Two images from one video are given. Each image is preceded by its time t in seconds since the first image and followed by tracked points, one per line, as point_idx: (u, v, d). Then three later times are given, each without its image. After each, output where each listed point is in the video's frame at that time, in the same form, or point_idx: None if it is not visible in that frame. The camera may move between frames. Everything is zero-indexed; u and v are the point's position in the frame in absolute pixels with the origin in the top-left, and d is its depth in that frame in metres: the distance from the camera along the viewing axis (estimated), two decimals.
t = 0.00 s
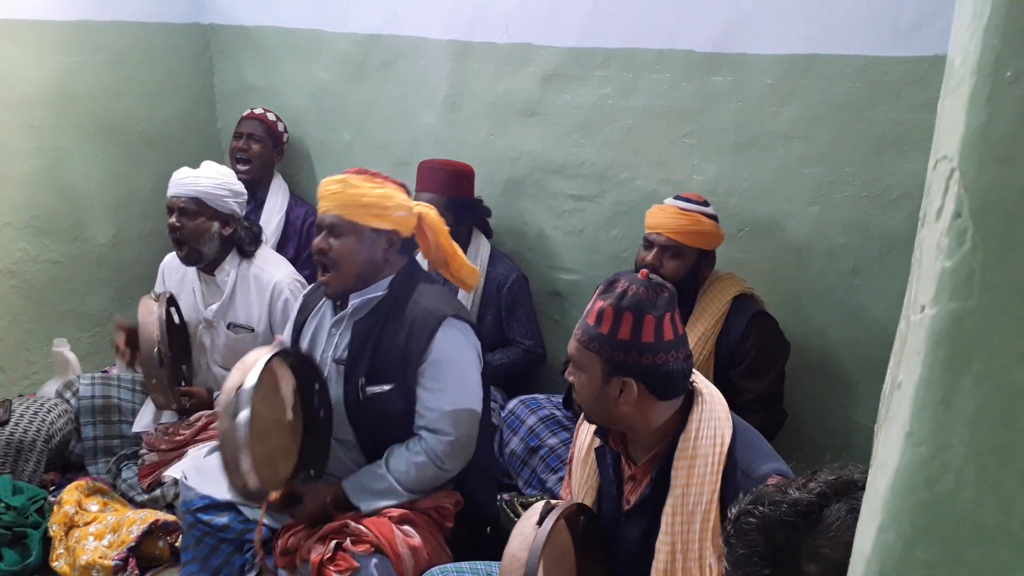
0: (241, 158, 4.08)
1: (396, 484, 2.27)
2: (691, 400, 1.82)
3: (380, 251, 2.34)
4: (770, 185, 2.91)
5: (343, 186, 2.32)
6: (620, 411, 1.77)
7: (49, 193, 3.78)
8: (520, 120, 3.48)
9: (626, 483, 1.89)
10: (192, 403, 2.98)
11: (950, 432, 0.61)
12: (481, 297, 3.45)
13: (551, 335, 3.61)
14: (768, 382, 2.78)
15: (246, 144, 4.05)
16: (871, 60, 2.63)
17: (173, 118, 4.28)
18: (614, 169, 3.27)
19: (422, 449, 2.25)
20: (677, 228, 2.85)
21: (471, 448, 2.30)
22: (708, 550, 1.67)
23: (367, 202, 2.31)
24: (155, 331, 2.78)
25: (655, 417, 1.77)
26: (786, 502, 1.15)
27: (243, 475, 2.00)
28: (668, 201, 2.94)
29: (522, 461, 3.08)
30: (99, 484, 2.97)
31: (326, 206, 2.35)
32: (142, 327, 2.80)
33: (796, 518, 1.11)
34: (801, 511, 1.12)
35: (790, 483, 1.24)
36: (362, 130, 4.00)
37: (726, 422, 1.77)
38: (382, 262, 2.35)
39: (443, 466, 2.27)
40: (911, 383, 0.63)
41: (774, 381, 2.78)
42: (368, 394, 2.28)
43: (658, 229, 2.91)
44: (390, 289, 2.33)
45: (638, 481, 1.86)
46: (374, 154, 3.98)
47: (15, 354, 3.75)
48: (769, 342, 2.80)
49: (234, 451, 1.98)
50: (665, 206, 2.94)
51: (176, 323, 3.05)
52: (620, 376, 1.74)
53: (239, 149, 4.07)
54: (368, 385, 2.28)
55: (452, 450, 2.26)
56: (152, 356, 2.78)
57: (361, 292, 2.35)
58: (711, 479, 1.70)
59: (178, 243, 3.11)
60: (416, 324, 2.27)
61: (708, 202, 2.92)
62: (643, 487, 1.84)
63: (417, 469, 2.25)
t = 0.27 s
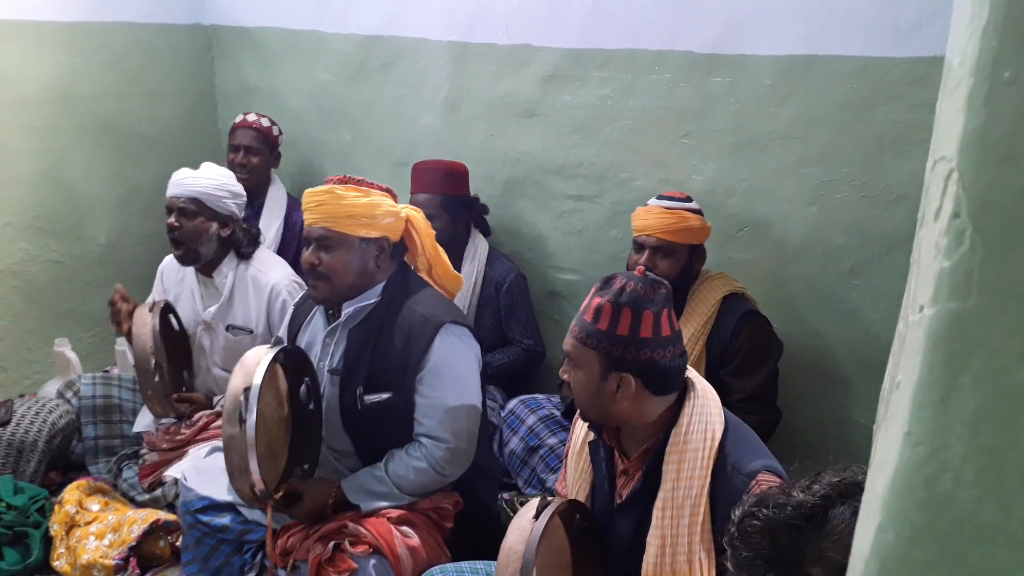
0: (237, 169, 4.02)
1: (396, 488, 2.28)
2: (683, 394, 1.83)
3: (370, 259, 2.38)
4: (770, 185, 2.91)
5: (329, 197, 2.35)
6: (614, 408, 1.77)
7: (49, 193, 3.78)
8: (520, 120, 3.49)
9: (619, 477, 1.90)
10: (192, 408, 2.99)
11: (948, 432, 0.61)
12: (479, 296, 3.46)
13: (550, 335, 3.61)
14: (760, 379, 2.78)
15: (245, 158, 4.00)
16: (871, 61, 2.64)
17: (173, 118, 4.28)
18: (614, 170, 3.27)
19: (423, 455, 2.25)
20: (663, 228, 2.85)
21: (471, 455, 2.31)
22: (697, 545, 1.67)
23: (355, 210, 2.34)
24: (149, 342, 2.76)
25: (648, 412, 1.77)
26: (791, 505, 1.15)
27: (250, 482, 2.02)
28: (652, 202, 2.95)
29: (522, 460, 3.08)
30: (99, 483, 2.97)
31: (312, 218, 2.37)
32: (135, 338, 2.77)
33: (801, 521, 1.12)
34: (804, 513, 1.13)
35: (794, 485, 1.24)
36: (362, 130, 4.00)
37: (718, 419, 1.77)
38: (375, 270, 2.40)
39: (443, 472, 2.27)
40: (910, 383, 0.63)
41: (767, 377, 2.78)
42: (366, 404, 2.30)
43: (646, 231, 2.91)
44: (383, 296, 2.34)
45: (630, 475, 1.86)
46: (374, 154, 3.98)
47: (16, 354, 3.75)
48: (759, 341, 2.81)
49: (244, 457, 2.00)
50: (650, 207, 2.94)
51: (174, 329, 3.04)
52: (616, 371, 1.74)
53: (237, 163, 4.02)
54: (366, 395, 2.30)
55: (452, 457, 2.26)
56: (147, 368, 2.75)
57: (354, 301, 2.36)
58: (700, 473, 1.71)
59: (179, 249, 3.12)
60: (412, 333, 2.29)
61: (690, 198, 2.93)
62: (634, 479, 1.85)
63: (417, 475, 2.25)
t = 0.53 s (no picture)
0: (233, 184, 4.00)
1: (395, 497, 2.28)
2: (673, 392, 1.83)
3: (359, 268, 2.37)
4: (771, 185, 2.91)
5: (315, 209, 2.34)
6: (617, 411, 1.77)
7: (49, 193, 3.78)
8: (520, 120, 3.48)
9: (614, 479, 1.89)
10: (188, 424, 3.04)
11: (949, 432, 0.61)
12: (479, 296, 3.45)
13: (550, 335, 3.61)
14: (750, 376, 2.77)
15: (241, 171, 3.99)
16: (871, 60, 2.63)
17: (173, 118, 4.28)
18: (614, 169, 3.27)
19: (423, 464, 2.25)
20: (643, 228, 2.87)
21: (470, 462, 2.32)
22: (692, 543, 1.67)
23: (342, 221, 2.33)
24: (138, 361, 2.86)
25: (643, 405, 1.77)
26: (792, 509, 1.15)
27: (248, 491, 2.06)
28: (629, 204, 2.97)
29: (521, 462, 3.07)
30: (98, 483, 2.97)
31: (298, 232, 2.36)
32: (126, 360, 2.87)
33: (803, 526, 1.11)
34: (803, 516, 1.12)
35: (796, 487, 1.24)
36: (361, 130, 4.00)
37: (709, 416, 1.77)
38: (364, 279, 2.39)
39: (443, 480, 2.28)
40: (911, 383, 0.63)
41: (758, 375, 2.77)
42: (363, 416, 2.29)
43: (626, 233, 2.92)
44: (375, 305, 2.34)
45: (626, 476, 1.86)
46: (374, 154, 3.98)
47: (15, 354, 3.74)
48: (746, 334, 2.81)
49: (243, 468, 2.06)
50: (628, 209, 2.96)
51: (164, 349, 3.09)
52: (616, 371, 1.74)
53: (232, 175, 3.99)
54: (363, 406, 2.29)
55: (452, 465, 2.27)
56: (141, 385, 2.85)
57: (345, 310, 2.37)
58: (693, 471, 1.71)
59: (170, 252, 3.10)
60: (408, 340, 2.29)
61: (666, 197, 2.97)
62: (630, 478, 1.85)
63: (418, 484, 2.26)
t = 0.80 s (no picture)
0: (229, 185, 4.00)
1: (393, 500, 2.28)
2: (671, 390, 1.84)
3: (356, 269, 2.35)
4: (771, 185, 2.91)
5: (313, 207, 2.31)
6: (629, 407, 1.78)
7: (49, 193, 3.79)
8: (520, 120, 3.48)
9: (614, 477, 1.89)
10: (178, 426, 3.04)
11: (950, 432, 0.61)
12: (478, 296, 3.45)
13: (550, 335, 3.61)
14: (746, 372, 2.76)
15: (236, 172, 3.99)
16: (871, 60, 2.63)
17: (173, 118, 4.28)
18: (614, 169, 3.27)
19: (423, 467, 2.26)
20: (635, 228, 2.88)
21: (469, 464, 2.33)
22: (694, 538, 1.67)
23: (340, 220, 2.31)
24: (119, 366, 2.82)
25: (649, 401, 1.79)
26: (790, 510, 1.15)
27: (248, 493, 2.03)
28: (617, 205, 2.97)
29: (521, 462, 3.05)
30: (98, 484, 2.98)
31: (294, 230, 2.34)
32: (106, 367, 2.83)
33: (800, 526, 1.11)
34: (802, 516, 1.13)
35: (795, 488, 1.24)
36: (361, 130, 4.00)
37: (707, 411, 1.77)
38: (361, 280, 2.36)
39: (443, 483, 2.29)
40: (911, 383, 0.63)
41: (751, 373, 2.76)
42: (363, 419, 2.29)
43: (617, 235, 2.93)
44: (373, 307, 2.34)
45: (625, 475, 1.86)
46: (374, 154, 3.98)
47: (16, 354, 3.74)
48: (740, 328, 2.80)
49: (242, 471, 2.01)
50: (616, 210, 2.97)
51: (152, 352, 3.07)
52: (626, 367, 1.76)
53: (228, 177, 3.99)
54: (362, 409, 2.30)
55: (452, 468, 2.29)
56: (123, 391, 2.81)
57: (344, 312, 2.34)
58: (693, 466, 1.71)
59: (155, 259, 3.12)
60: (408, 343, 2.29)
61: (653, 194, 2.97)
62: (630, 476, 1.85)
63: (418, 486, 2.27)
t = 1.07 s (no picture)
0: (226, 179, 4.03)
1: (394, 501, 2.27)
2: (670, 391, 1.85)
3: (353, 271, 2.34)
4: (771, 185, 2.91)
5: (307, 212, 2.28)
6: (635, 399, 1.77)
7: (49, 193, 3.79)
8: (520, 120, 3.48)
9: (619, 474, 1.89)
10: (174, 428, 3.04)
11: (950, 432, 0.61)
12: (476, 292, 3.45)
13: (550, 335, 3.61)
14: (748, 373, 2.76)
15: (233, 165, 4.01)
16: (871, 60, 2.64)
17: (173, 118, 4.28)
18: (614, 169, 3.27)
19: (422, 467, 2.26)
20: (628, 225, 2.88)
21: (468, 465, 2.33)
22: (703, 531, 1.66)
23: (335, 225, 2.29)
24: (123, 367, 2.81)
25: (654, 395, 1.79)
26: (800, 509, 1.15)
27: (246, 501, 2.05)
28: (612, 202, 2.97)
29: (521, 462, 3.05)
30: (97, 484, 2.97)
31: (289, 235, 2.31)
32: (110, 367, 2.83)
33: (812, 525, 1.12)
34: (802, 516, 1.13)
35: (801, 488, 1.24)
36: (361, 130, 4.00)
37: (712, 407, 1.79)
38: (358, 282, 2.36)
39: (443, 483, 2.28)
40: (911, 383, 0.63)
41: (754, 372, 2.76)
42: (362, 421, 2.29)
43: (612, 233, 2.93)
44: (371, 308, 2.35)
45: (630, 471, 1.85)
46: (374, 154, 3.98)
47: (16, 354, 3.75)
48: (742, 326, 2.80)
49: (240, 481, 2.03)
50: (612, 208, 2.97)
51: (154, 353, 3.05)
52: (628, 360, 1.77)
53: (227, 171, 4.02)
54: (361, 411, 2.30)
55: (450, 469, 2.28)
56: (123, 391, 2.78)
57: (340, 313, 2.35)
58: (701, 460, 1.71)
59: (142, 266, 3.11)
60: (407, 346, 2.29)
61: (649, 189, 2.96)
62: (634, 473, 1.84)
63: (418, 487, 2.26)
